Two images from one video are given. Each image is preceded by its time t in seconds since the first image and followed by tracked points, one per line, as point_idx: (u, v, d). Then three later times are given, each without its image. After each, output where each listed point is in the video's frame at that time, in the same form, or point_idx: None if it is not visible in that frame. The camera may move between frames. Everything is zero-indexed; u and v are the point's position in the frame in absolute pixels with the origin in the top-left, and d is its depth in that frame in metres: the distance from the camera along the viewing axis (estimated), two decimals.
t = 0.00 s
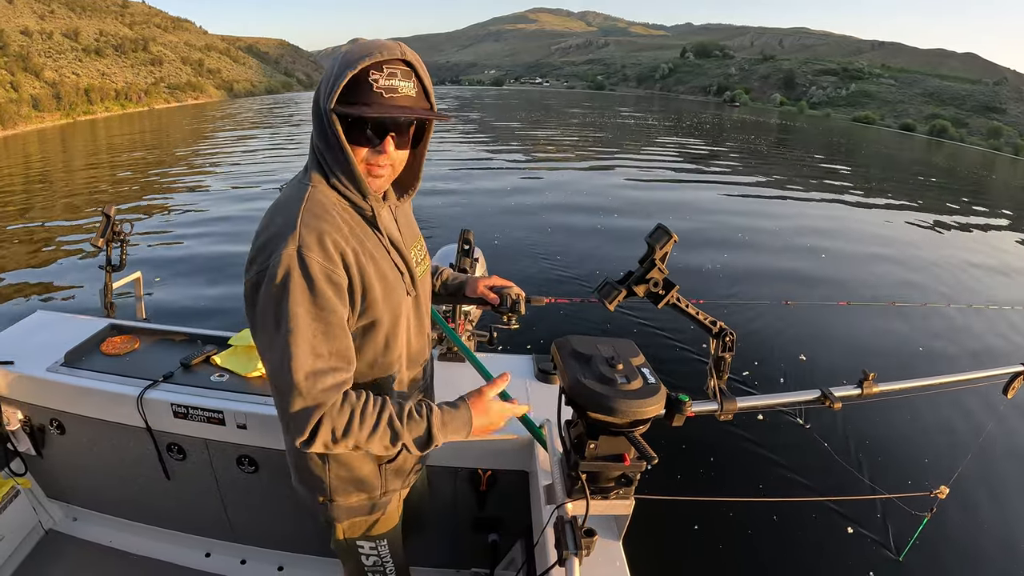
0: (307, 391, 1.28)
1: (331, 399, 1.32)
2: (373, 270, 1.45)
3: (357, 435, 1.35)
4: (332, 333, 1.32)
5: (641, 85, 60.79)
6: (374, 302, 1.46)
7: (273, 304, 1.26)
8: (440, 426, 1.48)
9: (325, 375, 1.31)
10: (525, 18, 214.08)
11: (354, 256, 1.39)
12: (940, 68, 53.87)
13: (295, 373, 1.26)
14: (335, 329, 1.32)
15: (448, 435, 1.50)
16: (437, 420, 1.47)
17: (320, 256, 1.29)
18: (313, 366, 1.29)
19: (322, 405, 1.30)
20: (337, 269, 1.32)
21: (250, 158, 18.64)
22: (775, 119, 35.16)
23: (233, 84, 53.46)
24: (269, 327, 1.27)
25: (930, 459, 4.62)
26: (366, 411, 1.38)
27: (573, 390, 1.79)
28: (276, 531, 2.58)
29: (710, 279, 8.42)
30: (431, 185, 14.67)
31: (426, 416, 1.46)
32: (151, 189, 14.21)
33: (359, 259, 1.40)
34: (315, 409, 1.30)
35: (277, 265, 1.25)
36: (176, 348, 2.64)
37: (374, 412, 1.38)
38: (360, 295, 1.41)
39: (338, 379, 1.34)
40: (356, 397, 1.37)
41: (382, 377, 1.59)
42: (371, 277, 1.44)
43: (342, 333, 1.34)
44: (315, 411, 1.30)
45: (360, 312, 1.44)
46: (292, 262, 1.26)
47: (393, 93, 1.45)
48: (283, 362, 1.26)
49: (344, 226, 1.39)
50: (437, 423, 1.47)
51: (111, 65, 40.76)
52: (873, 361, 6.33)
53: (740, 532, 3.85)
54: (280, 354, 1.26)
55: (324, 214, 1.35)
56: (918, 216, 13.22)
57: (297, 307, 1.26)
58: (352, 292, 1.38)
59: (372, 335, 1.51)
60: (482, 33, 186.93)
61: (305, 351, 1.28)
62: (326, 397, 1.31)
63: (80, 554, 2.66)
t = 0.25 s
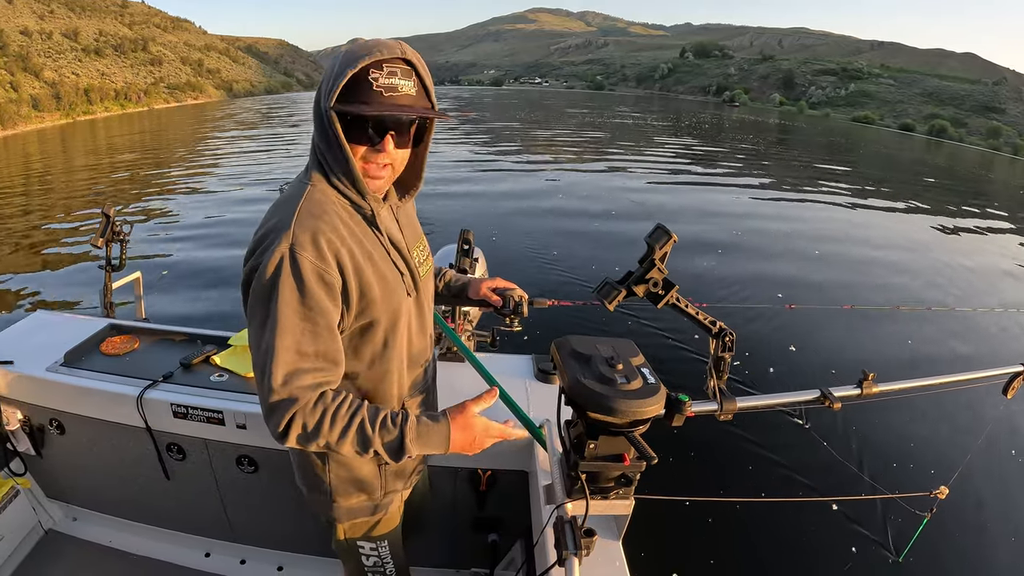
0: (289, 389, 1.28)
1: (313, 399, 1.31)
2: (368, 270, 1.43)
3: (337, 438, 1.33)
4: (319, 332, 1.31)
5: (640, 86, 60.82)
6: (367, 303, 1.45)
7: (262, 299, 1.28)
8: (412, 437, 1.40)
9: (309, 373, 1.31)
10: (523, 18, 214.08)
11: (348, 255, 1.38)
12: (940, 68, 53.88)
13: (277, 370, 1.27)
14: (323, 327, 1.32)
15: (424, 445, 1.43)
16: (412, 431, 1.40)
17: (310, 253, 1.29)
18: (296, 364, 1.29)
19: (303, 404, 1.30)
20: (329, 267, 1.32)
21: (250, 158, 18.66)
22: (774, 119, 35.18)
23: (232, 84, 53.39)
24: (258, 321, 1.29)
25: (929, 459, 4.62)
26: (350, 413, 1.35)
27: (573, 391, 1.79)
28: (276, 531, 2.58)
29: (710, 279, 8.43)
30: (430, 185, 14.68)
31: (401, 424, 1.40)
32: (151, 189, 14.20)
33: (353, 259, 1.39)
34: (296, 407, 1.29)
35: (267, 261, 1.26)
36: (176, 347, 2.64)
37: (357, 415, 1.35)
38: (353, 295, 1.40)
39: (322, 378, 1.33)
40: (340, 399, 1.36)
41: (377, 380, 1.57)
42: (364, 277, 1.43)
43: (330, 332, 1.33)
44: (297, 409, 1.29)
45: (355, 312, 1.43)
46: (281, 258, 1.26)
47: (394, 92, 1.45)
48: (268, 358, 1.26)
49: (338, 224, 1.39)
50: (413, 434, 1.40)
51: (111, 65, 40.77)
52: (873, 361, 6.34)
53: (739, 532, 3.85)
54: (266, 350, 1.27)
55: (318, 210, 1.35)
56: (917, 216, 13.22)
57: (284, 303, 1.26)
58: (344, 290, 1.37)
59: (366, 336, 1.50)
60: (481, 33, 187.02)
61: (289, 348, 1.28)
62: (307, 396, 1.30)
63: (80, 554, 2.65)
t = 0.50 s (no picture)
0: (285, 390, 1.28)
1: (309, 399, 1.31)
2: (370, 272, 1.44)
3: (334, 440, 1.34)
4: (318, 332, 1.31)
5: (640, 86, 60.79)
6: (369, 304, 1.45)
7: (262, 297, 1.28)
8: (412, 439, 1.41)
9: (307, 373, 1.31)
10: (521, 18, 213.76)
11: (350, 256, 1.38)
12: (938, 68, 53.87)
13: (275, 370, 1.27)
14: (324, 327, 1.32)
15: (420, 447, 1.45)
16: (410, 431, 1.42)
17: (311, 254, 1.29)
18: (292, 364, 1.29)
19: (299, 403, 1.30)
20: (331, 268, 1.32)
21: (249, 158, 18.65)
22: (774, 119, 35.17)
23: (231, 84, 53.15)
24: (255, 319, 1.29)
25: (928, 459, 4.62)
26: (346, 413, 1.36)
27: (572, 391, 1.79)
28: (276, 531, 2.58)
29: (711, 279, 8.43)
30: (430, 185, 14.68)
31: (400, 425, 1.40)
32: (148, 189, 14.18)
33: (356, 260, 1.39)
34: (291, 407, 1.29)
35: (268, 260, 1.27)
36: (177, 348, 2.64)
37: (355, 418, 1.36)
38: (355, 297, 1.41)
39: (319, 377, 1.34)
40: (335, 399, 1.36)
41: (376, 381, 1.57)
42: (367, 279, 1.43)
43: (332, 333, 1.34)
44: (293, 409, 1.30)
45: (356, 312, 1.43)
46: (282, 258, 1.27)
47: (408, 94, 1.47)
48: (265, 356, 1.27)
49: (343, 224, 1.39)
50: (411, 434, 1.42)
51: (111, 65, 40.73)
52: (874, 361, 6.34)
53: (739, 532, 3.86)
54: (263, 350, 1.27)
55: (322, 209, 1.36)
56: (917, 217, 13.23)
57: (283, 303, 1.26)
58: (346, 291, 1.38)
59: (368, 336, 1.50)
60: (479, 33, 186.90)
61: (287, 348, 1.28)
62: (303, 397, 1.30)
63: (80, 554, 2.65)
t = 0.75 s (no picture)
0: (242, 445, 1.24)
1: (274, 454, 1.27)
2: (323, 313, 1.40)
3: (302, 492, 1.33)
4: (276, 385, 1.27)
5: (648, 87, 61.00)
6: (322, 343, 1.42)
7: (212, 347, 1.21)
8: (384, 493, 1.47)
9: (266, 424, 1.26)
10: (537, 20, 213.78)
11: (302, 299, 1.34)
12: (948, 74, 54.01)
13: (229, 428, 1.22)
14: (281, 379, 1.27)
15: (393, 497, 1.50)
16: (385, 484, 1.48)
17: (263, 304, 1.24)
18: (246, 418, 1.23)
19: (260, 460, 1.25)
20: (284, 316, 1.27)
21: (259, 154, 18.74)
22: (782, 122, 35.28)
23: (250, 82, 53.21)
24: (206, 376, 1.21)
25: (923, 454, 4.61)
26: (308, 464, 1.34)
27: (559, 389, 1.79)
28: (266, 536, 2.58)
29: (711, 275, 8.45)
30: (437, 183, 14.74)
31: (372, 481, 1.45)
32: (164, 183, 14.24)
33: (309, 302, 1.35)
34: (252, 464, 1.25)
35: (217, 313, 1.20)
36: (164, 353, 2.65)
37: (316, 466, 1.35)
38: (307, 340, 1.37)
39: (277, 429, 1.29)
40: (297, 450, 1.33)
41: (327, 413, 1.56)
42: (319, 320, 1.39)
43: (292, 383, 1.29)
44: (249, 465, 1.25)
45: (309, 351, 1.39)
46: (232, 310, 1.20)
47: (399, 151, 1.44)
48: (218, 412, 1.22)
49: (296, 267, 1.34)
50: (385, 487, 1.47)
51: (130, 61, 41.01)
52: (872, 356, 6.34)
53: (743, 530, 3.84)
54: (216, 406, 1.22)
55: (273, 255, 1.29)
56: (921, 218, 13.25)
57: (234, 358, 1.21)
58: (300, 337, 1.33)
59: (321, 375, 1.47)
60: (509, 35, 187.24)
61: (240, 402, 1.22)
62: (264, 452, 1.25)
63: (68, 561, 2.66)
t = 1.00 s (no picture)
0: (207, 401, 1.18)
1: (248, 420, 1.21)
2: (322, 296, 1.40)
3: (277, 461, 1.25)
4: (260, 354, 1.23)
5: (649, 87, 61.00)
6: (321, 328, 1.41)
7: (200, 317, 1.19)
8: (355, 451, 1.34)
9: (240, 388, 1.22)
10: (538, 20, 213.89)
11: (299, 278, 1.33)
12: (949, 74, 53.99)
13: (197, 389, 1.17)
14: (264, 348, 1.24)
15: (365, 457, 1.37)
16: (355, 442, 1.34)
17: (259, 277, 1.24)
18: (221, 384, 1.19)
19: (231, 425, 1.19)
20: (279, 292, 1.27)
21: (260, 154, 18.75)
22: (783, 122, 35.27)
23: (251, 82, 53.32)
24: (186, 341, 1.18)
25: (921, 454, 4.61)
26: (286, 434, 1.27)
27: (560, 389, 1.79)
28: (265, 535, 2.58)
29: (711, 275, 8.45)
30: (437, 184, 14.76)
31: (344, 438, 1.34)
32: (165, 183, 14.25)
33: (306, 282, 1.35)
34: (221, 428, 1.19)
35: (208, 283, 1.19)
36: (164, 352, 2.65)
37: (291, 435, 1.26)
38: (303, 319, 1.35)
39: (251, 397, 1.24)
40: (275, 418, 1.27)
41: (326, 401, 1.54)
42: (318, 301, 1.39)
43: (275, 355, 1.26)
44: (215, 426, 1.19)
45: (306, 333, 1.38)
46: (226, 279, 1.20)
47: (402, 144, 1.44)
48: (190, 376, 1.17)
49: (295, 247, 1.34)
50: (355, 445, 1.34)
51: (131, 61, 41.05)
52: (871, 356, 6.34)
53: (741, 531, 3.83)
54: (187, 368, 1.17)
55: (275, 234, 1.30)
56: (921, 218, 13.24)
57: (217, 322, 1.19)
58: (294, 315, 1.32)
59: (320, 359, 1.45)
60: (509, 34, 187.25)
61: (215, 366, 1.18)
62: (234, 411, 1.20)
63: (69, 562, 2.66)
